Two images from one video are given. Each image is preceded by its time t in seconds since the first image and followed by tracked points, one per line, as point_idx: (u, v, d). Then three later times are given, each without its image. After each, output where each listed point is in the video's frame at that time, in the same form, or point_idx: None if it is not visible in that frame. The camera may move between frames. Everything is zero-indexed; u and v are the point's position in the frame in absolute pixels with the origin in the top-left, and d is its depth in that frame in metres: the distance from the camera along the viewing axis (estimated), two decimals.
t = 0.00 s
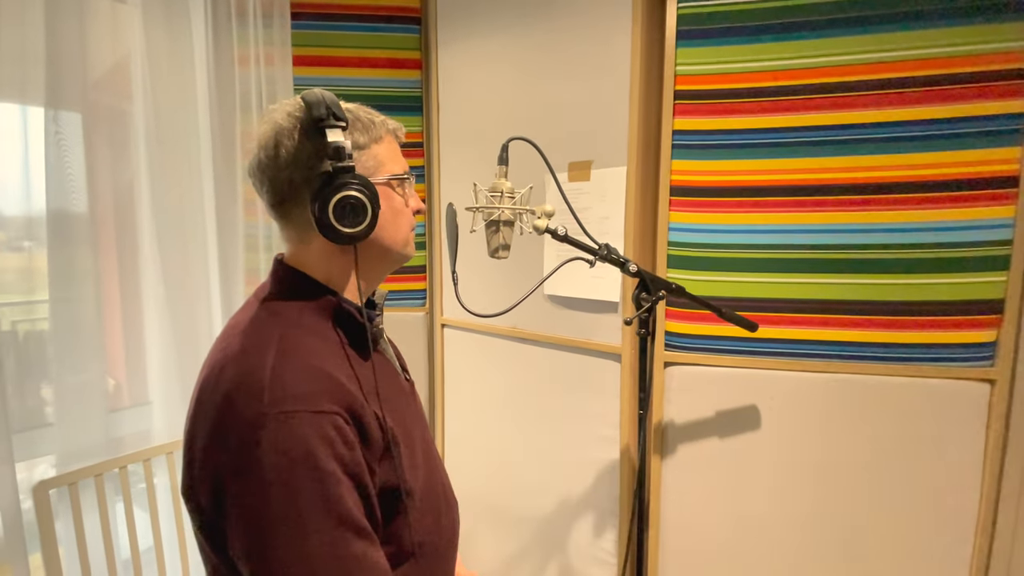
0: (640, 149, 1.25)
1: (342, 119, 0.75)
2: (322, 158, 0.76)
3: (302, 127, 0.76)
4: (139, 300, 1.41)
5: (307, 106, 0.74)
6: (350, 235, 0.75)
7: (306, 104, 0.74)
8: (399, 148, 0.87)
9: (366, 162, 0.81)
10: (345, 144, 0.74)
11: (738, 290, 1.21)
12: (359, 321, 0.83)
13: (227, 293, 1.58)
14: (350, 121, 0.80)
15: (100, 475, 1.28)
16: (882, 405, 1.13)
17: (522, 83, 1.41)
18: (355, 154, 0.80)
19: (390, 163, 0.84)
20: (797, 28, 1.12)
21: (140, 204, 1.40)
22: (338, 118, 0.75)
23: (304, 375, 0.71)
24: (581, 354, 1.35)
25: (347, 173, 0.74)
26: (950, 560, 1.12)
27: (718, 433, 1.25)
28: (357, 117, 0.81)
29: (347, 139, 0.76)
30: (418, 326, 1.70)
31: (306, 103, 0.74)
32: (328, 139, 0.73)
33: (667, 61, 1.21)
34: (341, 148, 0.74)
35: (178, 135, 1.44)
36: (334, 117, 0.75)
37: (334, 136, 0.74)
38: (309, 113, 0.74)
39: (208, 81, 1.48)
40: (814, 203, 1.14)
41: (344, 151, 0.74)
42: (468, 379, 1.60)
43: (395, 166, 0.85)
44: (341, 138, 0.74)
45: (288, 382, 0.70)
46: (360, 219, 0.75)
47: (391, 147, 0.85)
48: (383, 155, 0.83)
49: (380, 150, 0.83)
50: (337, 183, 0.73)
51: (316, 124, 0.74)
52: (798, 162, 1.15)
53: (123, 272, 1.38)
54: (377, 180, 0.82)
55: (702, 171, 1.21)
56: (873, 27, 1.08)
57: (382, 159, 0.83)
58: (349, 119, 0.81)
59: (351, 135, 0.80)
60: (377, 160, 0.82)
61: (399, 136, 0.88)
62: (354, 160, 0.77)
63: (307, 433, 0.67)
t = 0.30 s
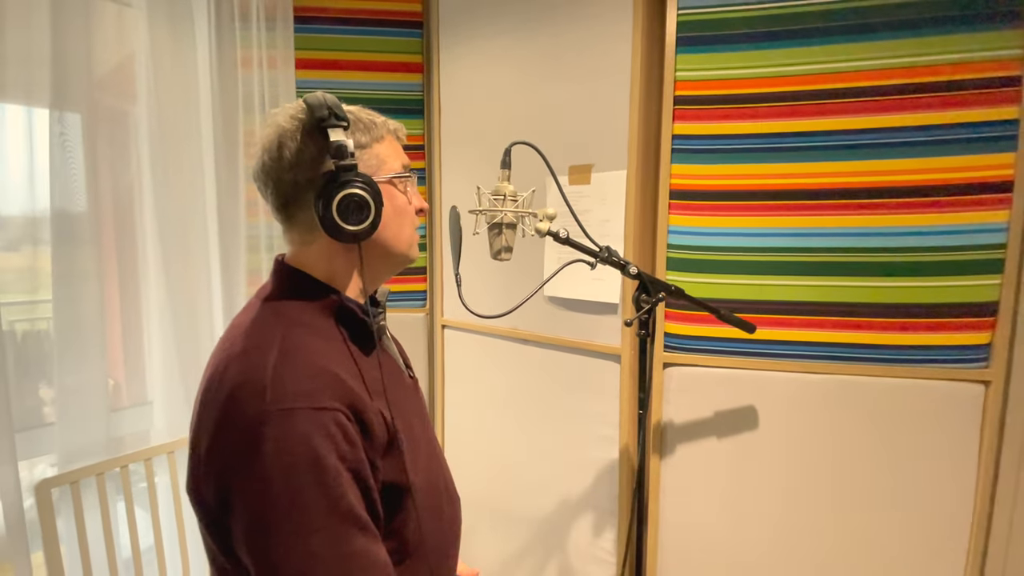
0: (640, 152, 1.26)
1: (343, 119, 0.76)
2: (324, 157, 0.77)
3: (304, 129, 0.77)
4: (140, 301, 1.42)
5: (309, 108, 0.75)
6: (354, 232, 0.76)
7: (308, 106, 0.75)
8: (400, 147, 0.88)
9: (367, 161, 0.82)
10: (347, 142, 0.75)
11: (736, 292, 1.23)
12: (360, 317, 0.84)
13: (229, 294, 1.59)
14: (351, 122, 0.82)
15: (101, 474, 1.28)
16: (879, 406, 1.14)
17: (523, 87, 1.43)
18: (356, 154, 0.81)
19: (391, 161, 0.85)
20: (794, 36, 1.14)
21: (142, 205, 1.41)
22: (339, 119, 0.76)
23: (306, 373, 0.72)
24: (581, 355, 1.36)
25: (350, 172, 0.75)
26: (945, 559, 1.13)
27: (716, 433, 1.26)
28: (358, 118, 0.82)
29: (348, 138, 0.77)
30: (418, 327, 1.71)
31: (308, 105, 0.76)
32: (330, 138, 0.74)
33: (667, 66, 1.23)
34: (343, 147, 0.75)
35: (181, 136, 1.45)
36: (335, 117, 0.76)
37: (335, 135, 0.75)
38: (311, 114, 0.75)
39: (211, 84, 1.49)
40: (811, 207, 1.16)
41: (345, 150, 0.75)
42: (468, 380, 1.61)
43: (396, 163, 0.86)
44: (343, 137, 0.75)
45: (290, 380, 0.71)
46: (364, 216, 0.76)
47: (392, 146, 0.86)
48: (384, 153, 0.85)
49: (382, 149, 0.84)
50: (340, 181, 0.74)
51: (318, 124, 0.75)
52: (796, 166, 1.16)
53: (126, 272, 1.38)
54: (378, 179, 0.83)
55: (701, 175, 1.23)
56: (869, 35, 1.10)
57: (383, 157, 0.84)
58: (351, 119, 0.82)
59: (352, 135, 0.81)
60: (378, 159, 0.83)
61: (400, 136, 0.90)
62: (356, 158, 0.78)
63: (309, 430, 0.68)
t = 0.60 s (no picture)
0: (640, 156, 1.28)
1: (354, 125, 0.77)
2: (335, 162, 0.79)
3: (316, 135, 0.78)
4: (142, 300, 1.43)
5: (320, 114, 0.76)
6: (367, 235, 0.77)
7: (319, 113, 0.77)
8: (409, 148, 0.90)
9: (377, 165, 0.84)
10: (358, 148, 0.77)
11: (735, 294, 1.25)
12: (370, 318, 0.85)
13: (231, 294, 1.60)
14: (361, 127, 0.83)
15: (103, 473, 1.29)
16: (876, 407, 1.16)
17: (525, 91, 1.44)
18: (367, 158, 0.83)
19: (400, 162, 0.87)
20: (793, 42, 1.16)
21: (145, 205, 1.42)
22: (351, 124, 0.77)
23: (319, 372, 0.73)
24: (581, 356, 1.37)
25: (361, 177, 0.77)
26: (940, 558, 1.15)
27: (714, 433, 1.28)
28: (368, 122, 0.83)
29: (358, 144, 0.79)
30: (419, 327, 1.73)
31: (319, 112, 0.77)
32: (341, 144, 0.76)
33: (667, 71, 1.25)
34: (354, 152, 0.76)
35: (184, 137, 1.46)
36: (345, 123, 0.77)
37: (346, 141, 0.77)
38: (322, 121, 0.76)
39: (214, 86, 1.50)
40: (809, 210, 1.17)
41: (357, 155, 0.76)
42: (469, 380, 1.63)
43: (405, 164, 0.87)
44: (354, 142, 0.77)
45: (304, 379, 0.72)
46: (376, 220, 0.77)
47: (402, 147, 0.87)
48: (394, 155, 0.86)
49: (390, 152, 0.86)
50: (354, 186, 0.76)
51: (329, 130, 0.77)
52: (794, 171, 1.18)
53: (129, 272, 1.39)
54: (389, 182, 0.85)
55: (700, 179, 1.25)
56: (867, 42, 1.11)
57: (392, 160, 0.86)
58: (361, 124, 0.83)
59: (362, 139, 0.83)
60: (388, 162, 0.85)
61: (410, 139, 0.91)
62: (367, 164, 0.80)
63: (323, 429, 0.70)
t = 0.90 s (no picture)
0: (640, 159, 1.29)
1: (359, 130, 0.79)
2: (341, 166, 0.80)
3: (321, 140, 0.80)
4: (145, 300, 1.44)
5: (324, 120, 0.77)
6: (373, 237, 0.79)
7: (323, 118, 0.78)
8: (412, 152, 0.91)
9: (382, 168, 0.85)
10: (363, 152, 0.78)
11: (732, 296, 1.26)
12: (375, 319, 0.86)
13: (234, 294, 1.61)
14: (365, 132, 0.84)
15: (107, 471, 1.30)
16: (870, 408, 1.18)
17: (526, 94, 1.46)
18: (372, 162, 0.84)
19: (404, 166, 0.88)
20: (791, 48, 1.18)
21: (148, 205, 1.43)
22: (355, 129, 0.79)
23: (327, 372, 0.74)
24: (580, 356, 1.39)
25: (367, 181, 0.79)
26: (933, 555, 1.16)
27: (712, 433, 1.30)
28: (371, 127, 0.85)
29: (363, 148, 0.80)
30: (420, 327, 1.74)
31: (323, 118, 0.78)
32: (346, 149, 0.78)
33: (667, 76, 1.26)
34: (359, 157, 0.78)
35: (187, 138, 1.47)
36: (350, 128, 0.78)
37: (351, 146, 0.78)
38: (327, 126, 0.78)
39: (218, 87, 1.52)
40: (806, 214, 1.19)
41: (362, 160, 0.78)
42: (469, 380, 1.64)
43: (410, 168, 0.89)
44: (359, 147, 0.78)
45: (312, 379, 0.73)
46: (382, 222, 0.78)
47: (405, 151, 0.89)
48: (398, 159, 0.87)
49: (395, 156, 0.87)
50: (360, 190, 0.78)
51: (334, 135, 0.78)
52: (791, 175, 1.20)
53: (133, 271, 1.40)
54: (393, 185, 0.86)
55: (699, 182, 1.26)
56: (862, 49, 1.13)
57: (397, 163, 0.87)
58: (365, 129, 0.85)
59: (367, 144, 0.84)
60: (393, 165, 0.86)
61: (413, 143, 0.92)
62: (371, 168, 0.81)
63: (331, 427, 0.71)
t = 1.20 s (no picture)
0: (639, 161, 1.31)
1: (360, 133, 0.81)
2: (343, 169, 0.82)
3: (324, 143, 0.82)
4: (149, 299, 1.45)
5: (326, 123, 0.79)
6: (375, 238, 0.80)
7: (325, 121, 0.80)
8: (413, 154, 0.93)
9: (384, 170, 0.87)
10: (364, 155, 0.79)
11: (730, 297, 1.28)
12: (377, 318, 0.88)
13: (237, 294, 1.62)
14: (367, 134, 0.86)
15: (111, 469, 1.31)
16: (865, 407, 1.19)
17: (527, 96, 1.48)
18: (373, 164, 0.86)
19: (406, 168, 0.90)
20: (788, 52, 1.20)
21: (153, 205, 1.44)
22: (356, 132, 0.80)
23: (330, 370, 0.76)
24: (580, 356, 1.40)
25: (369, 183, 0.80)
26: (929, 553, 1.18)
27: (710, 432, 1.31)
28: (372, 130, 0.87)
29: (365, 151, 0.82)
30: (421, 327, 1.75)
31: (325, 121, 0.80)
32: (348, 152, 0.79)
33: (666, 80, 1.28)
34: (360, 159, 0.79)
35: (192, 139, 1.48)
36: (351, 131, 0.80)
37: (353, 148, 0.80)
38: (329, 129, 0.79)
39: (222, 88, 1.53)
40: (803, 216, 1.21)
41: (363, 162, 0.79)
42: (470, 380, 1.66)
43: (411, 170, 0.91)
44: (360, 150, 0.80)
45: (316, 377, 0.75)
46: (382, 224, 0.80)
47: (405, 153, 0.90)
48: (398, 161, 0.89)
49: (396, 158, 0.89)
50: (361, 192, 0.79)
51: (336, 138, 0.80)
52: (788, 177, 1.21)
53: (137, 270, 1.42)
54: (394, 187, 0.88)
55: (697, 184, 1.28)
56: (859, 53, 1.15)
57: (398, 166, 0.89)
58: (366, 132, 0.86)
59: (368, 147, 0.86)
60: (394, 167, 0.88)
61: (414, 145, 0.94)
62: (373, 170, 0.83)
63: (335, 424, 0.73)
